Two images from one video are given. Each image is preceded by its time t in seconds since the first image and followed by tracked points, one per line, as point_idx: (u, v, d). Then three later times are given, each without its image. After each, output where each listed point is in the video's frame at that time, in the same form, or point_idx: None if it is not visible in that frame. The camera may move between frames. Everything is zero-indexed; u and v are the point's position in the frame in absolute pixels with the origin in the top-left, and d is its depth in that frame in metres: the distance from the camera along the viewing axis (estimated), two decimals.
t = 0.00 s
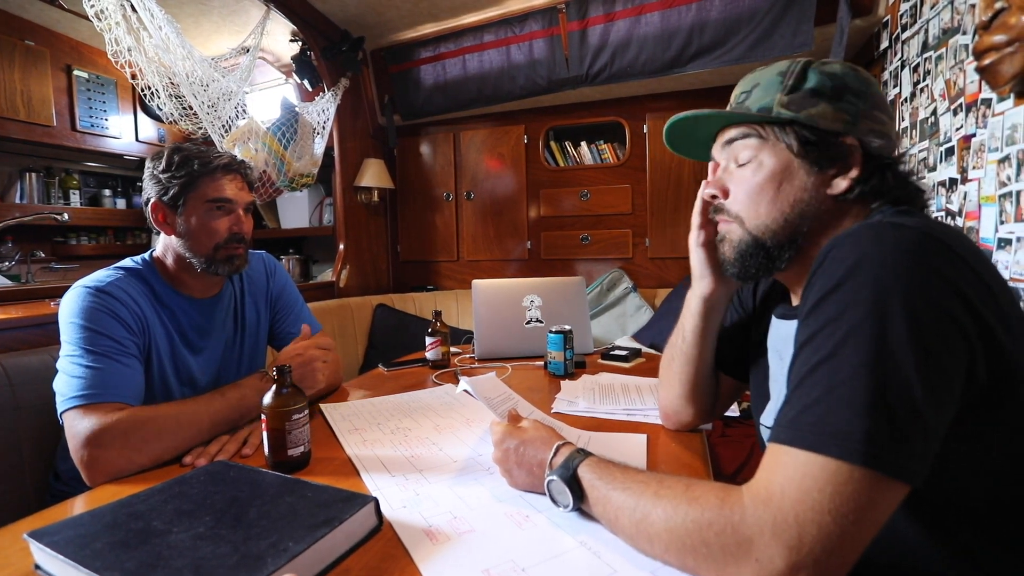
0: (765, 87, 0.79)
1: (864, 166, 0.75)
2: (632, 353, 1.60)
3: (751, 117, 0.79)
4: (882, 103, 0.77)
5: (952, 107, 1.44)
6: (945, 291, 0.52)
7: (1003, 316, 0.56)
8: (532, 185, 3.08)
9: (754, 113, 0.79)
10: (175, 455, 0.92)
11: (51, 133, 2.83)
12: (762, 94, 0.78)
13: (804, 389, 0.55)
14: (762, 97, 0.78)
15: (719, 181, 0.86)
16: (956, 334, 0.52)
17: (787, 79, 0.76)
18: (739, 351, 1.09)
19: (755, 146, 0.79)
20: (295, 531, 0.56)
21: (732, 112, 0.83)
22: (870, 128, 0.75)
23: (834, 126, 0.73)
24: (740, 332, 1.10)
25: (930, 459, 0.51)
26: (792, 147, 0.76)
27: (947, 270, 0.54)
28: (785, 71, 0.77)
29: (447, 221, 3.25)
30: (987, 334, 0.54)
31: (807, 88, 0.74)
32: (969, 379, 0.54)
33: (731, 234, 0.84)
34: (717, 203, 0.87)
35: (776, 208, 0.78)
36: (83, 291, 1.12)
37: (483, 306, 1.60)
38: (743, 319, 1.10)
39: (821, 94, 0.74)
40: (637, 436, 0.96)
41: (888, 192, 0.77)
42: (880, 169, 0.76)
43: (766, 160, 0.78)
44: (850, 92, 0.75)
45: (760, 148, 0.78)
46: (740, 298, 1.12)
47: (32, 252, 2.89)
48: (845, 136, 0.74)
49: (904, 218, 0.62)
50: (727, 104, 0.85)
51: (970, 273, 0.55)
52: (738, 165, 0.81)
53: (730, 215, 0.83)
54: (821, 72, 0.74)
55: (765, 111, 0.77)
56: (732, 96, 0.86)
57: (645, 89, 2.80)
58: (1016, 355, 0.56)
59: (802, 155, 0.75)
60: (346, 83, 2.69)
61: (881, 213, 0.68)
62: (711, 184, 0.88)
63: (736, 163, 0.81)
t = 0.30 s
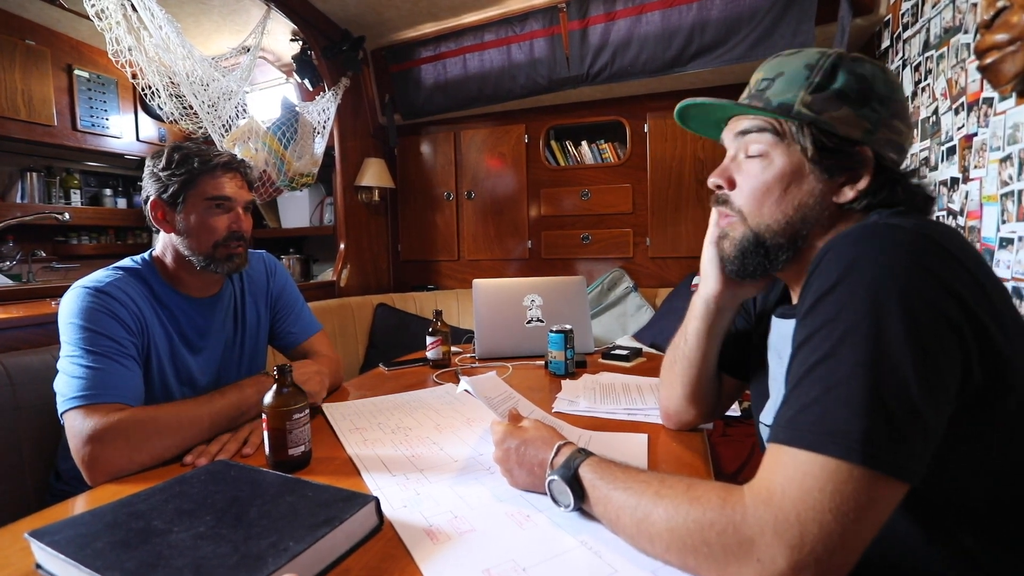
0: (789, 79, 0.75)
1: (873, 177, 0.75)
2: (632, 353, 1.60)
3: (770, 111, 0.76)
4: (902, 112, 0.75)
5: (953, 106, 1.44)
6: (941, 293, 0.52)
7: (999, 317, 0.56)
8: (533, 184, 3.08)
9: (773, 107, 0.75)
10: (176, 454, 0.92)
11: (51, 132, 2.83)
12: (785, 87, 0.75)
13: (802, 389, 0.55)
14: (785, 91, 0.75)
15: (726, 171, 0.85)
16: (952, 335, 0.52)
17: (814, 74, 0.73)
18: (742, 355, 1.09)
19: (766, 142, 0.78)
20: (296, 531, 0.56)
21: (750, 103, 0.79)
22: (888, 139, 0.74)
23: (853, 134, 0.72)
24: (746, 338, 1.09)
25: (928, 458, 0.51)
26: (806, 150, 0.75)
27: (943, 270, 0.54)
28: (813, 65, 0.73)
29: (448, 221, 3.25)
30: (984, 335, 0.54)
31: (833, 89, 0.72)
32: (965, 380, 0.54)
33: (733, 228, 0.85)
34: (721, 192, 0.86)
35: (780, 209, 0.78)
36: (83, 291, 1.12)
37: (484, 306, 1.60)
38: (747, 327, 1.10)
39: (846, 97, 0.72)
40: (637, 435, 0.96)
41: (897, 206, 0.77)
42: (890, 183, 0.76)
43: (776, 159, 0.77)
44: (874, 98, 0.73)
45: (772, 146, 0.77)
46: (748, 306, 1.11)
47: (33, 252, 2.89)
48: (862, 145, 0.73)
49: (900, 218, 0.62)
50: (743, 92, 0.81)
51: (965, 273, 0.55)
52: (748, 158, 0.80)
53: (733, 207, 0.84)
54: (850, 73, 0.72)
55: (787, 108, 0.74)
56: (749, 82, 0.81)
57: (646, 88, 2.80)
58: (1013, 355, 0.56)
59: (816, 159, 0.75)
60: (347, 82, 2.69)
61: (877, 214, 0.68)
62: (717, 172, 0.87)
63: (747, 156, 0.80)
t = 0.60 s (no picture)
0: (776, 86, 0.75)
1: (855, 182, 0.73)
2: (637, 352, 1.59)
3: (754, 120, 0.77)
4: (896, 115, 0.72)
5: (962, 104, 1.43)
6: (938, 292, 0.52)
7: (996, 317, 0.56)
8: (537, 183, 3.07)
9: (758, 115, 0.76)
10: (182, 452, 0.92)
11: (58, 132, 2.84)
12: (770, 95, 0.75)
13: (800, 387, 0.54)
14: (770, 99, 0.75)
15: (721, 174, 0.86)
16: (950, 334, 0.52)
17: (798, 82, 0.73)
18: (743, 353, 1.08)
19: (751, 147, 0.78)
20: (301, 529, 0.56)
21: (742, 111, 0.80)
22: (874, 143, 0.71)
23: (833, 140, 0.71)
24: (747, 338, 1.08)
25: (928, 455, 0.50)
26: (786, 156, 0.75)
27: (938, 269, 0.54)
28: (798, 73, 0.73)
29: (452, 220, 3.25)
30: (981, 335, 0.54)
31: (814, 96, 0.71)
32: (961, 380, 0.54)
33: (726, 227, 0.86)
34: (718, 193, 0.88)
35: (766, 212, 0.79)
36: (88, 290, 1.12)
37: (488, 306, 1.59)
38: (751, 327, 1.09)
39: (827, 103, 0.71)
40: (643, 436, 0.95)
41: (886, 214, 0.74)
42: (874, 189, 0.74)
43: (761, 164, 0.78)
44: (859, 101, 0.70)
45: (756, 150, 0.78)
46: (751, 306, 1.10)
47: (40, 251, 2.91)
48: (841, 150, 0.72)
49: (896, 218, 0.62)
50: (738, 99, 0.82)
51: (961, 272, 0.55)
52: (737, 162, 0.81)
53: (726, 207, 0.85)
54: (833, 78, 0.70)
55: (769, 115, 0.75)
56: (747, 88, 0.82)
57: (650, 87, 2.79)
58: (1009, 354, 0.56)
59: (794, 164, 0.75)
60: (351, 82, 2.70)
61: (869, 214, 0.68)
62: (715, 173, 0.88)
63: (736, 160, 0.81)
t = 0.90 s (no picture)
0: (774, 85, 0.76)
1: (847, 175, 0.72)
2: (640, 352, 1.59)
3: (751, 114, 0.77)
4: (890, 116, 0.72)
5: (967, 102, 1.42)
6: (920, 283, 0.53)
7: (978, 314, 0.57)
8: (540, 183, 3.07)
9: (757, 110, 0.77)
10: (185, 451, 0.92)
11: (63, 132, 2.85)
12: (769, 92, 0.76)
13: (788, 372, 0.55)
14: (769, 96, 0.76)
15: (719, 167, 0.86)
16: (933, 324, 0.52)
17: (795, 80, 0.73)
18: (741, 348, 1.08)
19: (748, 140, 0.79)
20: (305, 528, 0.56)
21: (743, 108, 0.80)
22: (865, 141, 0.71)
23: (826, 135, 0.71)
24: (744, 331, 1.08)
25: (915, 440, 0.51)
26: (782, 148, 0.75)
27: (918, 260, 0.55)
28: (797, 72, 0.74)
29: (455, 219, 3.25)
30: (966, 329, 0.55)
31: (809, 93, 0.72)
32: (948, 373, 0.55)
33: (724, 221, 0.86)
34: (716, 187, 0.88)
35: (762, 203, 0.79)
36: (93, 290, 1.12)
37: (491, 305, 1.59)
38: (748, 321, 1.09)
39: (821, 99, 0.71)
40: (646, 436, 0.95)
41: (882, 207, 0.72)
42: (867, 182, 0.72)
43: (757, 156, 0.78)
44: (853, 99, 0.71)
45: (754, 142, 0.78)
46: (747, 300, 1.10)
47: (45, 250, 2.92)
48: (833, 144, 0.71)
49: (882, 212, 0.63)
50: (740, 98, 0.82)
51: (942, 265, 0.56)
52: (734, 155, 0.81)
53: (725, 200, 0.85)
54: (828, 77, 0.71)
55: (766, 110, 0.75)
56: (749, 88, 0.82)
57: (653, 86, 2.79)
58: (992, 348, 0.57)
59: (789, 156, 0.75)
60: (354, 81, 2.70)
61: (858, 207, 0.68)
62: (714, 167, 0.88)
63: (734, 153, 0.81)
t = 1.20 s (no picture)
0: (780, 81, 0.76)
1: (850, 176, 0.72)
2: (642, 351, 1.58)
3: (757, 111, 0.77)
4: (896, 116, 0.72)
5: (971, 101, 1.42)
6: (913, 293, 0.53)
7: (974, 325, 0.56)
8: (542, 182, 3.07)
9: (761, 108, 0.77)
10: (187, 450, 0.92)
11: (66, 131, 2.86)
12: (775, 89, 0.76)
13: (779, 381, 0.54)
14: (774, 93, 0.76)
15: (721, 164, 0.86)
16: (927, 335, 0.52)
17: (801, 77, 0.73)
18: (743, 347, 1.08)
19: (752, 138, 0.78)
20: (307, 528, 0.56)
21: (749, 104, 0.80)
22: (869, 142, 0.71)
23: (829, 135, 0.70)
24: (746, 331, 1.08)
25: (907, 451, 0.50)
26: (785, 147, 0.75)
27: (912, 270, 0.54)
28: (803, 69, 0.73)
29: (456, 219, 3.25)
30: (961, 340, 0.54)
31: (815, 91, 0.71)
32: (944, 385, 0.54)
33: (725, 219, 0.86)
34: (718, 184, 0.88)
35: (762, 203, 0.78)
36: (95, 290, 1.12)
37: (493, 305, 1.59)
38: (749, 321, 1.09)
39: (827, 98, 0.70)
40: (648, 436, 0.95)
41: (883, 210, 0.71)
42: (870, 184, 0.72)
43: (760, 155, 0.77)
44: (859, 98, 0.70)
45: (757, 140, 0.78)
46: (748, 300, 1.11)
47: (48, 250, 2.93)
48: (837, 145, 0.71)
49: (876, 221, 0.62)
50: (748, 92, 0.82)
51: (936, 275, 0.56)
52: (738, 152, 0.81)
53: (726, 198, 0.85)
54: (835, 74, 0.70)
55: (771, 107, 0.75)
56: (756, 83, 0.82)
57: (656, 85, 2.78)
58: (987, 359, 0.56)
59: (791, 155, 0.74)
60: (356, 81, 2.70)
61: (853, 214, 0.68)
62: (716, 163, 0.88)
63: (737, 150, 0.81)
